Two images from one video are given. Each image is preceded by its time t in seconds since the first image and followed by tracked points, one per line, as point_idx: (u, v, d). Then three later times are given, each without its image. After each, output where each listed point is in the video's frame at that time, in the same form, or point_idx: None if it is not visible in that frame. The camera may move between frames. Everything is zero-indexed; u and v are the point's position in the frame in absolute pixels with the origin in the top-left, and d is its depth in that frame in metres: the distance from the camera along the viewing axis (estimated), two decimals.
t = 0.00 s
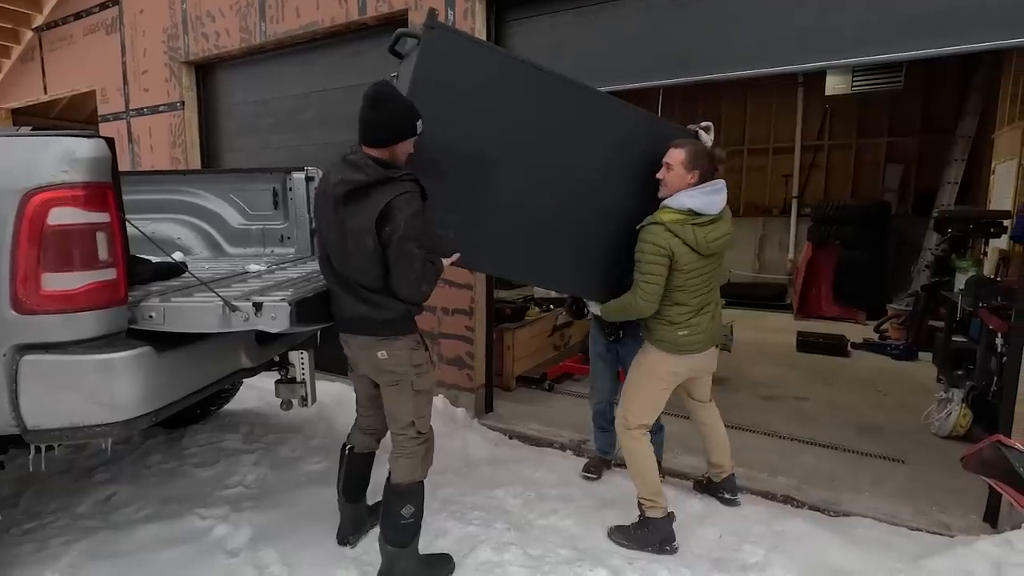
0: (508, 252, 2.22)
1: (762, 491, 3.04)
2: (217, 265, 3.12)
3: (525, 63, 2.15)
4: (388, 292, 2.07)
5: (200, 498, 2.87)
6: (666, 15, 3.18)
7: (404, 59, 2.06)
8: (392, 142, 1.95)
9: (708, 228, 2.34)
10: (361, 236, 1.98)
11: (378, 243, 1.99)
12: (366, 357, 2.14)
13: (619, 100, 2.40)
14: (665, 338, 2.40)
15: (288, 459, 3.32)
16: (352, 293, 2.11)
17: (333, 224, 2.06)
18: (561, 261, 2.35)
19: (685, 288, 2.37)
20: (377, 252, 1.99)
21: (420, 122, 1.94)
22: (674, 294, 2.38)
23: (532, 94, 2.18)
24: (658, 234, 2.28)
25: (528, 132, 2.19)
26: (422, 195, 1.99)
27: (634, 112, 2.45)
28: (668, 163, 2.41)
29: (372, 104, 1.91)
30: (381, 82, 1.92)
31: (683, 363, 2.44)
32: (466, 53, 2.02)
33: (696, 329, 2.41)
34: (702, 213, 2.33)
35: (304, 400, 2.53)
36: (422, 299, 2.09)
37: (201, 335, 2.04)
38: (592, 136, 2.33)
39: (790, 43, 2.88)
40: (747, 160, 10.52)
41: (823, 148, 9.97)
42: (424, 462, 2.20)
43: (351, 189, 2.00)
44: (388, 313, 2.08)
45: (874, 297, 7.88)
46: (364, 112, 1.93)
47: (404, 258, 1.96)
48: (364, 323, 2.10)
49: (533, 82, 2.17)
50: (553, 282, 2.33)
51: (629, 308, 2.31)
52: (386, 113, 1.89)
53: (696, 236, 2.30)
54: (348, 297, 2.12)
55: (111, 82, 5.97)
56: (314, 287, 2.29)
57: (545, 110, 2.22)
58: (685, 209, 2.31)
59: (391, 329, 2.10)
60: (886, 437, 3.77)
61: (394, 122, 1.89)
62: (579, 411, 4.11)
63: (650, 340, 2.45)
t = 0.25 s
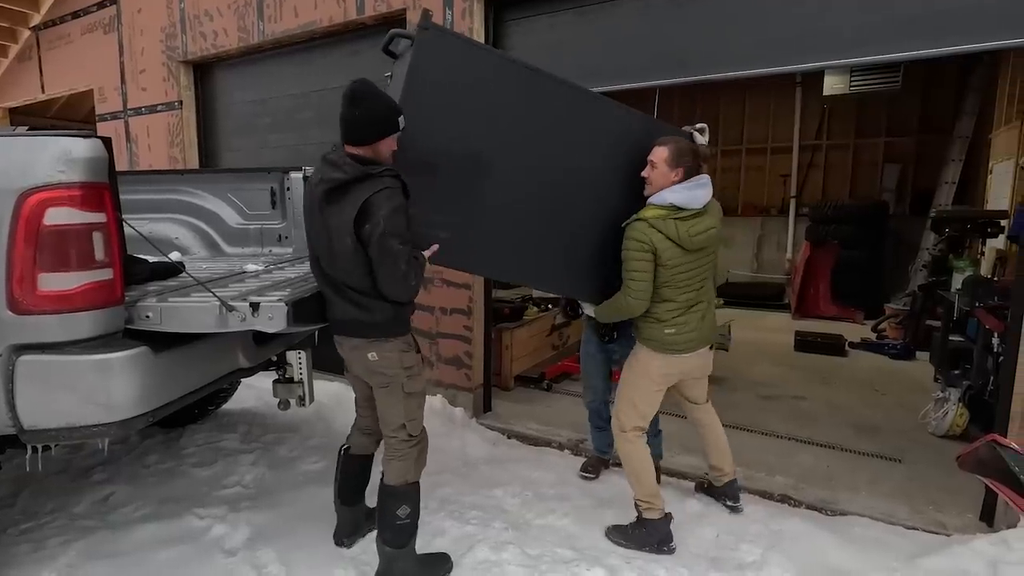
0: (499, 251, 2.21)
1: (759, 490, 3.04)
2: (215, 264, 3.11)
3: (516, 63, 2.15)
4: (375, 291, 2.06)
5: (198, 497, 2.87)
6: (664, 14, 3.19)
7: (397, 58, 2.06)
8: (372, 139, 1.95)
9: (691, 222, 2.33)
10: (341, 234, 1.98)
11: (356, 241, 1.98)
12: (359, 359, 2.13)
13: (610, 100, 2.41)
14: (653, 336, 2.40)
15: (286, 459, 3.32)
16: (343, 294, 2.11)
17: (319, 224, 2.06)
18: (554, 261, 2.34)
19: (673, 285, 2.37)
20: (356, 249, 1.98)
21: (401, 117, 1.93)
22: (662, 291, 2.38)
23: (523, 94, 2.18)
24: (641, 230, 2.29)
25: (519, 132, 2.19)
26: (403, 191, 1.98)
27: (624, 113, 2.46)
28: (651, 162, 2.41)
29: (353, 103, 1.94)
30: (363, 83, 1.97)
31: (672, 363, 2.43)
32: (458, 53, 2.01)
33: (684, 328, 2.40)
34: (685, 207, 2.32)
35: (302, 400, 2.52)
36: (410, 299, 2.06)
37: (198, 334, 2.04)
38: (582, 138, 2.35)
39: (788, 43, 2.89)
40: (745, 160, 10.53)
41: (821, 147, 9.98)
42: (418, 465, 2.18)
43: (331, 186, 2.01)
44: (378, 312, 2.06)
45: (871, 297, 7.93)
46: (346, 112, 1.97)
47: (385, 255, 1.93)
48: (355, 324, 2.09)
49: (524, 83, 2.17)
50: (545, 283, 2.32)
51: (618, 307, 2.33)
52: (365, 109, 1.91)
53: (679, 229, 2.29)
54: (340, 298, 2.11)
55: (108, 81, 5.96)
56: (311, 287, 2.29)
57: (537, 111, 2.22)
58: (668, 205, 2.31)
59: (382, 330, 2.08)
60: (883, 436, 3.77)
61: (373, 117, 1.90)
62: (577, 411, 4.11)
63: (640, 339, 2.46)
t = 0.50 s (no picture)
0: (494, 251, 2.20)
1: (757, 489, 3.05)
2: (213, 264, 3.11)
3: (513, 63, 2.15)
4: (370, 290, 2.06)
5: (197, 497, 2.87)
6: (663, 14, 3.19)
7: (394, 57, 2.07)
8: (370, 141, 1.93)
9: (685, 225, 2.33)
10: (333, 233, 1.98)
11: (347, 240, 1.98)
12: (353, 359, 2.13)
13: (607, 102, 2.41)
14: (663, 336, 2.41)
15: (285, 458, 3.32)
16: (339, 295, 2.11)
17: (315, 223, 2.06)
18: (549, 262, 2.34)
19: (673, 288, 2.38)
20: (347, 248, 1.98)
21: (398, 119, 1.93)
22: (661, 294, 2.39)
23: (520, 94, 2.17)
24: (637, 236, 2.29)
25: (515, 132, 2.18)
26: (394, 184, 1.95)
27: (620, 113, 2.46)
28: (643, 166, 2.40)
29: (350, 103, 1.93)
30: (359, 80, 1.95)
31: (680, 360, 2.45)
32: (454, 54, 2.02)
33: (692, 326, 2.42)
34: (679, 211, 2.32)
35: (300, 399, 2.52)
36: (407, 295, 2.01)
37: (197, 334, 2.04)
38: (579, 138, 2.34)
39: (787, 43, 2.89)
40: (744, 160, 10.55)
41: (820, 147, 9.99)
42: (410, 467, 2.18)
43: (324, 185, 2.02)
44: (374, 314, 2.07)
45: (868, 297, 7.99)
46: (342, 112, 1.95)
47: (377, 248, 1.88)
48: (351, 325, 2.09)
49: (519, 84, 2.16)
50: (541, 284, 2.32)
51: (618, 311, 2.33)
52: (362, 110, 1.89)
53: (674, 234, 2.29)
54: (337, 299, 2.11)
55: (106, 81, 5.95)
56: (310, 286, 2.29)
57: (533, 112, 2.22)
58: (661, 209, 2.31)
59: (378, 331, 2.08)
60: (881, 436, 3.78)
61: (370, 118, 1.89)
62: (575, 410, 4.12)
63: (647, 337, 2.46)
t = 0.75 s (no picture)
0: (493, 251, 2.20)
1: (755, 489, 3.05)
2: (211, 263, 3.11)
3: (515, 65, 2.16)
4: (371, 288, 2.05)
5: (195, 496, 2.87)
6: (661, 14, 3.19)
7: (395, 58, 2.05)
8: (369, 138, 1.95)
9: (667, 230, 2.32)
10: (336, 227, 1.98)
11: (350, 234, 1.98)
12: (351, 360, 2.13)
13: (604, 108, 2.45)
14: (640, 343, 2.40)
15: (284, 458, 3.32)
16: (339, 295, 2.10)
17: (316, 220, 2.06)
18: (548, 263, 2.35)
19: (653, 296, 2.37)
20: (349, 242, 1.98)
21: (398, 114, 1.93)
22: (641, 300, 2.38)
23: (521, 96, 2.19)
24: (619, 241, 2.28)
25: (516, 133, 2.19)
26: (398, 180, 1.96)
27: (616, 115, 2.50)
28: (623, 170, 2.38)
29: (347, 103, 1.95)
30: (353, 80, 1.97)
31: (659, 369, 2.44)
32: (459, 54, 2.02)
33: (671, 336, 2.41)
34: (661, 216, 2.32)
35: (299, 399, 2.52)
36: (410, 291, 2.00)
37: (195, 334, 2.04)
38: (577, 140, 2.37)
39: (785, 43, 2.89)
40: (743, 159, 10.55)
41: (819, 147, 10.00)
42: (410, 467, 2.18)
43: (327, 180, 2.02)
44: (372, 314, 2.07)
45: (867, 297, 7.99)
46: (341, 113, 1.97)
47: (383, 241, 1.88)
48: (349, 326, 2.09)
49: (518, 85, 2.17)
50: (540, 284, 2.32)
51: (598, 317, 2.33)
52: (360, 108, 1.91)
53: (655, 239, 2.28)
54: (335, 299, 2.11)
55: (105, 80, 5.94)
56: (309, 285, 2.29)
57: (532, 113, 2.22)
58: (644, 214, 2.31)
59: (378, 330, 2.08)
60: (879, 435, 3.79)
61: (368, 114, 1.90)
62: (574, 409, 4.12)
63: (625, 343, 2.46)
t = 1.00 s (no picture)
0: (492, 250, 2.20)
1: (754, 487, 3.06)
2: (210, 262, 3.11)
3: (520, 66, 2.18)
4: (372, 286, 2.03)
5: (194, 495, 2.87)
6: (660, 13, 3.19)
7: (398, 56, 2.05)
8: (381, 138, 1.92)
9: (668, 226, 2.33)
10: (344, 222, 1.96)
11: (357, 230, 1.96)
12: (343, 361, 2.12)
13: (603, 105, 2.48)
14: (644, 340, 2.41)
15: (283, 457, 3.32)
16: (340, 292, 2.08)
17: (325, 216, 2.05)
18: (546, 262, 2.35)
19: (656, 294, 2.38)
20: (356, 238, 1.96)
21: (410, 115, 1.90)
22: (643, 298, 2.39)
23: (524, 96, 2.20)
24: (620, 239, 2.29)
25: (518, 133, 2.20)
26: (410, 180, 1.96)
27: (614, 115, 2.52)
28: (620, 174, 2.39)
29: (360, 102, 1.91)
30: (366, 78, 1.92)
31: (663, 366, 2.44)
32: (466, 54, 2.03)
33: (673, 333, 2.42)
34: (661, 213, 2.32)
35: (297, 398, 2.55)
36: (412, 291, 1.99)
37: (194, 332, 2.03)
38: (576, 141, 2.39)
39: (784, 42, 2.89)
40: (742, 158, 10.56)
41: (817, 146, 10.01)
42: (406, 472, 2.16)
43: (340, 174, 2.00)
44: (371, 313, 2.06)
45: (866, 297, 7.99)
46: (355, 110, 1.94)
47: (391, 241, 1.87)
48: (347, 325, 2.08)
49: (521, 84, 2.18)
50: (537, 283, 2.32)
51: (601, 314, 2.34)
52: (370, 109, 1.87)
53: (656, 236, 2.29)
54: (337, 297, 2.09)
55: (103, 78, 5.93)
56: (307, 284, 2.29)
57: (534, 112, 2.23)
58: (643, 211, 2.31)
59: (377, 331, 2.07)
60: (877, 434, 3.80)
61: (379, 116, 1.86)
62: (573, 408, 4.12)
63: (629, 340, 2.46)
